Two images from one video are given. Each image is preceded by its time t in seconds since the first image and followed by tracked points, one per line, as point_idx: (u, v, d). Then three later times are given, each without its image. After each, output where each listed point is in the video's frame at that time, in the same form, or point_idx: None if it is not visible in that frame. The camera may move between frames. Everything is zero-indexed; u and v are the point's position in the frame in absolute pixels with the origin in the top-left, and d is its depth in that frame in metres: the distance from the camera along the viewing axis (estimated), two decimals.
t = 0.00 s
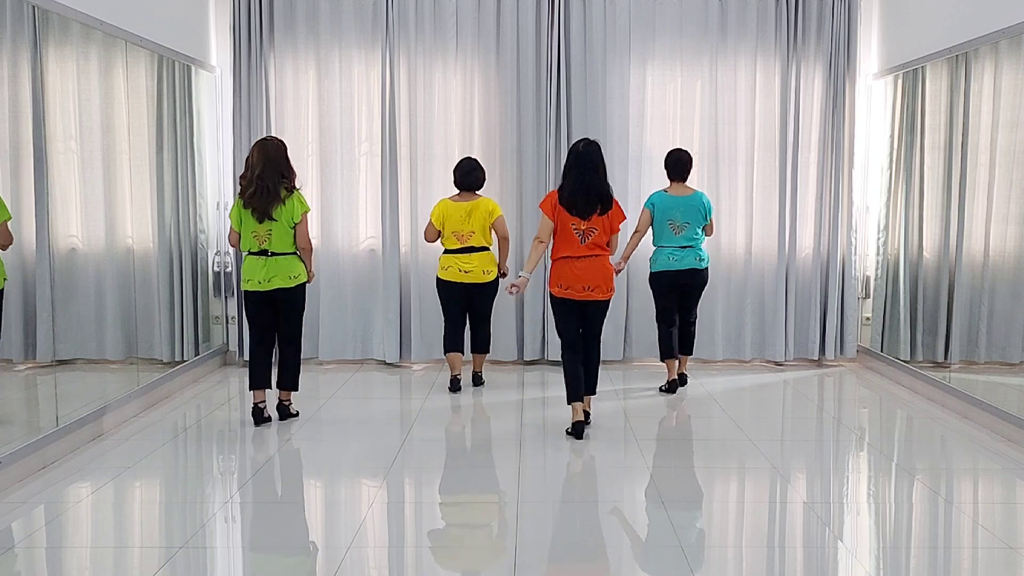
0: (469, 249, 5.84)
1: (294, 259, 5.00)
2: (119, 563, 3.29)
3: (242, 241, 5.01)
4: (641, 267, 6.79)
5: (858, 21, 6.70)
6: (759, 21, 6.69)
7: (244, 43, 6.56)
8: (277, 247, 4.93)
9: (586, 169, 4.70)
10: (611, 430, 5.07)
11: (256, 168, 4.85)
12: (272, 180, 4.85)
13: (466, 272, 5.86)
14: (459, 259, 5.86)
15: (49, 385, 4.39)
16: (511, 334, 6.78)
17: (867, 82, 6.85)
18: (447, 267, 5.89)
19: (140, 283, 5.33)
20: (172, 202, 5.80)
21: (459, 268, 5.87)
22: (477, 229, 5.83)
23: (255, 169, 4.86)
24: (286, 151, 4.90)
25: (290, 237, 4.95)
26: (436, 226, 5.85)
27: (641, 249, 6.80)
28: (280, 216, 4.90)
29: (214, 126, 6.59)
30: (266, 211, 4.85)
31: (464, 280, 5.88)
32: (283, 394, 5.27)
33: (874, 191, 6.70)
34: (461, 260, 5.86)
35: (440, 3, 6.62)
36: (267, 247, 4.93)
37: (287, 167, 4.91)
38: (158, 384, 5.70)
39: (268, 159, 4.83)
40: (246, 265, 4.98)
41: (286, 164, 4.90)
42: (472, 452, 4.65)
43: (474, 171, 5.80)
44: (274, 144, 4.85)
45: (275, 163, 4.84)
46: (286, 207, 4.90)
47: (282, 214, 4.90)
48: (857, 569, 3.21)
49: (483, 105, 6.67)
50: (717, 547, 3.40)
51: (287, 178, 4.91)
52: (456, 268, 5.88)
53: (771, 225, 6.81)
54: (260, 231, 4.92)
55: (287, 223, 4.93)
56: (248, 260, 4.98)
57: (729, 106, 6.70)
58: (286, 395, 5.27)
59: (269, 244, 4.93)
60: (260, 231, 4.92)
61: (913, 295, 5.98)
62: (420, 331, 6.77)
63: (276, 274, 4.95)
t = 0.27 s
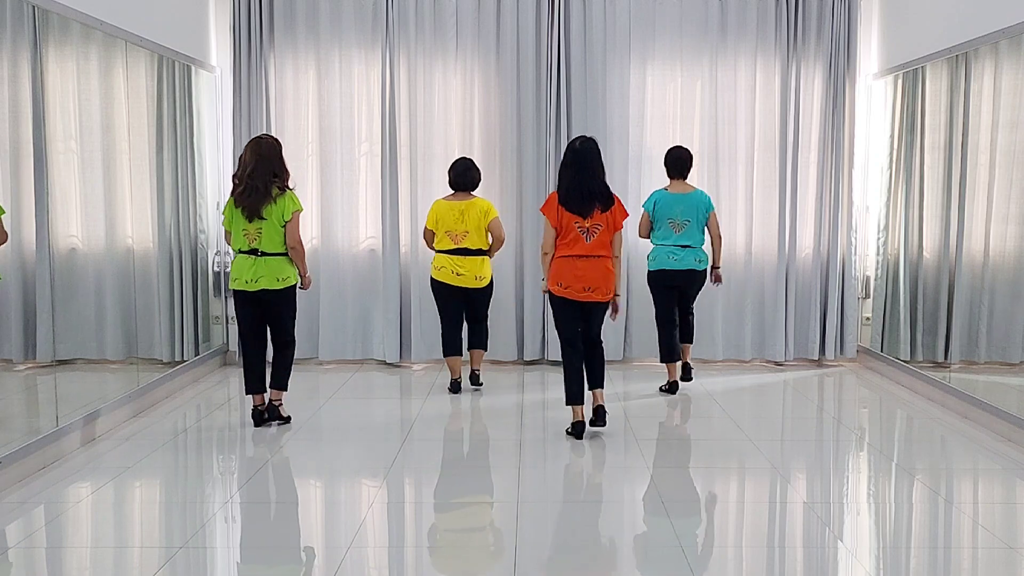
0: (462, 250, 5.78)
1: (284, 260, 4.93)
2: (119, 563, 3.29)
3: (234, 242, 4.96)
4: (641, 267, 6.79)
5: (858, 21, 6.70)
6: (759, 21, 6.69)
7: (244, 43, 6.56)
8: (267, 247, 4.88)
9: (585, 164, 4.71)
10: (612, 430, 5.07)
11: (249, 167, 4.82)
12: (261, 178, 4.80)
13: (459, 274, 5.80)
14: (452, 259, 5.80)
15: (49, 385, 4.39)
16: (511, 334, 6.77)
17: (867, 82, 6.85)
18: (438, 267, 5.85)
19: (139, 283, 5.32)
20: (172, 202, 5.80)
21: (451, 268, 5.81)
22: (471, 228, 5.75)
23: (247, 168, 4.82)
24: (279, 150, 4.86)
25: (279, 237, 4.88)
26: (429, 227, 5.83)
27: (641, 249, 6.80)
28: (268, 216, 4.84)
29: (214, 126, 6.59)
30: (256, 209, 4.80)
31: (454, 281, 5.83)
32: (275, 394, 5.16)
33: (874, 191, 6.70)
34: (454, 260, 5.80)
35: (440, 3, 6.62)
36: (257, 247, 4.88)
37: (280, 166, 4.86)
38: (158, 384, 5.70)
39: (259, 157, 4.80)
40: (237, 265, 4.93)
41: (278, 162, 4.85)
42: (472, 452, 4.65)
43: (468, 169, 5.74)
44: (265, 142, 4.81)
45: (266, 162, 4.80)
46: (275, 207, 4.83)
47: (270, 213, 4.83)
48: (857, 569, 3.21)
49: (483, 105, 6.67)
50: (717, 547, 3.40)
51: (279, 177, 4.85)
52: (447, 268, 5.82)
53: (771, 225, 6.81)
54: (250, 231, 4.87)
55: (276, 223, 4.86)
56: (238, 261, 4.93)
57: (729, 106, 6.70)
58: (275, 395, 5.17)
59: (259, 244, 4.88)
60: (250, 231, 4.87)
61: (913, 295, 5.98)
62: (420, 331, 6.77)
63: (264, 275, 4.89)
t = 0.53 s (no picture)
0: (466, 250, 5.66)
1: (284, 263, 4.89)
2: (119, 563, 3.29)
3: (231, 245, 4.88)
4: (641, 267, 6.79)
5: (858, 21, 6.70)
6: (759, 21, 6.69)
7: (244, 43, 6.56)
8: (268, 249, 4.83)
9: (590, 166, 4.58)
10: (612, 430, 5.07)
11: (248, 168, 4.75)
12: (261, 180, 4.73)
13: (457, 273, 5.67)
14: (454, 258, 5.67)
15: (49, 386, 4.40)
16: (511, 334, 6.77)
17: (867, 82, 6.85)
18: (437, 266, 5.72)
19: (140, 283, 5.33)
20: (172, 202, 5.80)
21: (451, 269, 5.68)
22: (476, 230, 5.66)
23: (247, 168, 4.75)
24: (280, 152, 4.81)
25: (281, 240, 4.85)
26: (432, 224, 5.68)
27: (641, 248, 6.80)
28: (270, 218, 4.79)
29: (214, 126, 6.59)
30: (258, 212, 4.74)
31: (453, 281, 5.69)
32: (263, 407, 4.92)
33: (874, 191, 6.70)
34: (457, 260, 5.67)
35: (440, 3, 6.62)
36: (256, 250, 4.82)
37: (282, 168, 4.82)
38: (158, 384, 5.70)
39: (260, 158, 4.74)
40: (234, 267, 4.85)
41: (280, 164, 4.80)
42: (472, 452, 4.65)
43: (472, 168, 5.64)
44: (269, 143, 4.76)
45: (267, 163, 4.74)
46: (279, 209, 4.80)
47: (273, 216, 4.80)
48: (857, 569, 3.21)
49: (483, 105, 6.67)
50: (717, 547, 3.40)
51: (280, 179, 4.81)
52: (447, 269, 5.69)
53: (771, 225, 6.81)
54: (251, 233, 4.81)
55: (279, 226, 4.82)
56: (235, 262, 4.86)
57: (729, 106, 6.70)
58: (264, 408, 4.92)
59: (259, 246, 4.82)
60: (251, 233, 4.81)
61: (913, 294, 5.98)
62: (420, 331, 6.77)
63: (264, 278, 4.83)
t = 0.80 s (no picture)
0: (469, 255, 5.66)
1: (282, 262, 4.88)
2: (119, 563, 3.29)
3: (230, 243, 4.85)
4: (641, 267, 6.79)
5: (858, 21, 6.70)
6: (759, 22, 6.69)
7: (244, 43, 6.56)
8: (266, 247, 4.81)
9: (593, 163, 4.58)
10: (612, 430, 5.07)
11: (250, 166, 4.74)
12: (262, 176, 4.73)
13: (459, 280, 5.67)
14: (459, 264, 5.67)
15: (49, 386, 4.39)
16: (511, 334, 6.77)
17: (867, 82, 6.85)
18: (439, 272, 5.72)
19: (140, 283, 5.32)
20: (172, 202, 5.79)
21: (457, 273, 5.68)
22: (476, 232, 5.65)
23: (247, 166, 4.74)
24: (280, 150, 4.81)
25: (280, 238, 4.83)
26: (437, 223, 5.61)
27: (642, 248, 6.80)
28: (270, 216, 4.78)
29: (214, 126, 6.59)
30: (259, 210, 4.73)
31: (455, 288, 5.69)
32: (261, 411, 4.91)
33: (874, 192, 6.70)
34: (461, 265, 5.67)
35: (440, 3, 6.62)
36: (256, 248, 4.80)
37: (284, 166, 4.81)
38: (158, 384, 5.69)
39: (261, 155, 4.73)
40: (233, 266, 4.83)
41: (282, 163, 4.81)
42: (472, 452, 4.65)
43: (474, 172, 5.62)
44: (269, 141, 4.76)
45: (268, 160, 4.74)
46: (280, 207, 4.80)
47: (274, 213, 4.79)
48: (857, 569, 3.21)
49: (483, 105, 6.67)
50: (717, 547, 3.40)
51: (282, 178, 4.81)
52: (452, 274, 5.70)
53: (771, 225, 6.81)
54: (251, 230, 4.79)
55: (279, 224, 4.82)
56: (233, 262, 4.83)
57: (729, 106, 6.69)
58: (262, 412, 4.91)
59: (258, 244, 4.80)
60: (251, 229, 4.79)
61: (913, 294, 5.98)
62: (420, 331, 6.77)
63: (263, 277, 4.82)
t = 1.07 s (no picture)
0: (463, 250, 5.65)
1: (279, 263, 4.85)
2: (119, 563, 3.29)
3: (225, 243, 4.84)
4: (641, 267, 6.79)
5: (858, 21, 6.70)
6: (759, 22, 6.69)
7: (244, 43, 6.56)
8: (262, 248, 4.78)
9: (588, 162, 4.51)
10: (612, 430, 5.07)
11: (246, 166, 4.72)
12: (256, 178, 4.70)
13: (457, 275, 5.65)
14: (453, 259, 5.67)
15: (49, 385, 4.39)
16: (511, 334, 6.77)
17: (867, 82, 6.85)
18: (438, 268, 5.71)
19: (140, 283, 5.32)
20: (172, 202, 5.80)
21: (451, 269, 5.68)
22: (475, 231, 5.64)
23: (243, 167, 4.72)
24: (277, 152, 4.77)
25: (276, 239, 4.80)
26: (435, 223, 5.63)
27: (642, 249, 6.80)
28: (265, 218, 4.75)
29: (214, 126, 6.59)
30: (252, 211, 4.70)
31: (454, 282, 5.67)
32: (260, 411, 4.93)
33: (874, 192, 6.69)
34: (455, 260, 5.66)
35: (440, 3, 6.62)
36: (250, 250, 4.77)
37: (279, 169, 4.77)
38: (158, 384, 5.70)
39: (257, 156, 4.70)
40: (230, 268, 4.81)
41: (277, 164, 4.76)
42: (472, 452, 4.65)
43: (474, 170, 5.62)
44: (266, 141, 4.72)
45: (263, 162, 4.70)
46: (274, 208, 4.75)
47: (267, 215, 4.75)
48: (857, 569, 3.21)
49: (483, 105, 6.67)
50: (717, 547, 3.40)
51: (277, 179, 4.77)
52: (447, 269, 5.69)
53: (772, 225, 6.81)
54: (245, 232, 4.76)
55: (274, 226, 4.78)
56: (230, 263, 4.82)
57: (729, 106, 6.69)
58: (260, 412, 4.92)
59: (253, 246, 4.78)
60: (245, 231, 4.76)
61: (913, 294, 5.98)
62: (420, 331, 6.77)
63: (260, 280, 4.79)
